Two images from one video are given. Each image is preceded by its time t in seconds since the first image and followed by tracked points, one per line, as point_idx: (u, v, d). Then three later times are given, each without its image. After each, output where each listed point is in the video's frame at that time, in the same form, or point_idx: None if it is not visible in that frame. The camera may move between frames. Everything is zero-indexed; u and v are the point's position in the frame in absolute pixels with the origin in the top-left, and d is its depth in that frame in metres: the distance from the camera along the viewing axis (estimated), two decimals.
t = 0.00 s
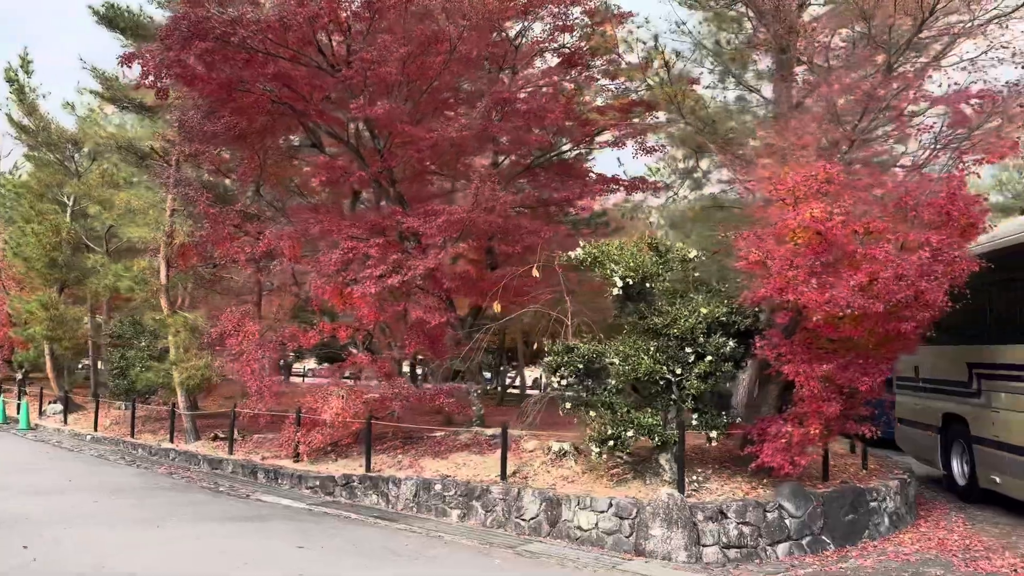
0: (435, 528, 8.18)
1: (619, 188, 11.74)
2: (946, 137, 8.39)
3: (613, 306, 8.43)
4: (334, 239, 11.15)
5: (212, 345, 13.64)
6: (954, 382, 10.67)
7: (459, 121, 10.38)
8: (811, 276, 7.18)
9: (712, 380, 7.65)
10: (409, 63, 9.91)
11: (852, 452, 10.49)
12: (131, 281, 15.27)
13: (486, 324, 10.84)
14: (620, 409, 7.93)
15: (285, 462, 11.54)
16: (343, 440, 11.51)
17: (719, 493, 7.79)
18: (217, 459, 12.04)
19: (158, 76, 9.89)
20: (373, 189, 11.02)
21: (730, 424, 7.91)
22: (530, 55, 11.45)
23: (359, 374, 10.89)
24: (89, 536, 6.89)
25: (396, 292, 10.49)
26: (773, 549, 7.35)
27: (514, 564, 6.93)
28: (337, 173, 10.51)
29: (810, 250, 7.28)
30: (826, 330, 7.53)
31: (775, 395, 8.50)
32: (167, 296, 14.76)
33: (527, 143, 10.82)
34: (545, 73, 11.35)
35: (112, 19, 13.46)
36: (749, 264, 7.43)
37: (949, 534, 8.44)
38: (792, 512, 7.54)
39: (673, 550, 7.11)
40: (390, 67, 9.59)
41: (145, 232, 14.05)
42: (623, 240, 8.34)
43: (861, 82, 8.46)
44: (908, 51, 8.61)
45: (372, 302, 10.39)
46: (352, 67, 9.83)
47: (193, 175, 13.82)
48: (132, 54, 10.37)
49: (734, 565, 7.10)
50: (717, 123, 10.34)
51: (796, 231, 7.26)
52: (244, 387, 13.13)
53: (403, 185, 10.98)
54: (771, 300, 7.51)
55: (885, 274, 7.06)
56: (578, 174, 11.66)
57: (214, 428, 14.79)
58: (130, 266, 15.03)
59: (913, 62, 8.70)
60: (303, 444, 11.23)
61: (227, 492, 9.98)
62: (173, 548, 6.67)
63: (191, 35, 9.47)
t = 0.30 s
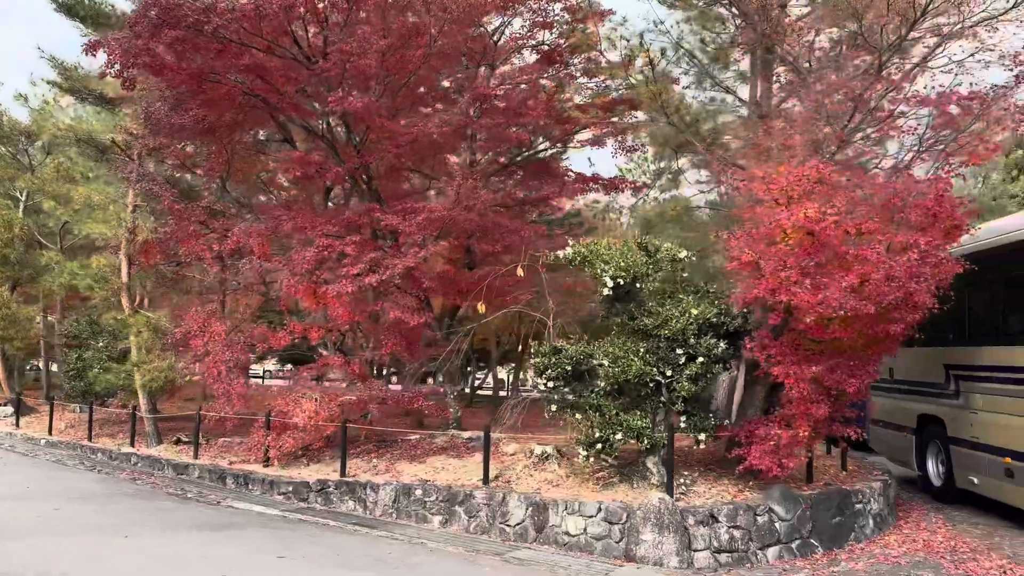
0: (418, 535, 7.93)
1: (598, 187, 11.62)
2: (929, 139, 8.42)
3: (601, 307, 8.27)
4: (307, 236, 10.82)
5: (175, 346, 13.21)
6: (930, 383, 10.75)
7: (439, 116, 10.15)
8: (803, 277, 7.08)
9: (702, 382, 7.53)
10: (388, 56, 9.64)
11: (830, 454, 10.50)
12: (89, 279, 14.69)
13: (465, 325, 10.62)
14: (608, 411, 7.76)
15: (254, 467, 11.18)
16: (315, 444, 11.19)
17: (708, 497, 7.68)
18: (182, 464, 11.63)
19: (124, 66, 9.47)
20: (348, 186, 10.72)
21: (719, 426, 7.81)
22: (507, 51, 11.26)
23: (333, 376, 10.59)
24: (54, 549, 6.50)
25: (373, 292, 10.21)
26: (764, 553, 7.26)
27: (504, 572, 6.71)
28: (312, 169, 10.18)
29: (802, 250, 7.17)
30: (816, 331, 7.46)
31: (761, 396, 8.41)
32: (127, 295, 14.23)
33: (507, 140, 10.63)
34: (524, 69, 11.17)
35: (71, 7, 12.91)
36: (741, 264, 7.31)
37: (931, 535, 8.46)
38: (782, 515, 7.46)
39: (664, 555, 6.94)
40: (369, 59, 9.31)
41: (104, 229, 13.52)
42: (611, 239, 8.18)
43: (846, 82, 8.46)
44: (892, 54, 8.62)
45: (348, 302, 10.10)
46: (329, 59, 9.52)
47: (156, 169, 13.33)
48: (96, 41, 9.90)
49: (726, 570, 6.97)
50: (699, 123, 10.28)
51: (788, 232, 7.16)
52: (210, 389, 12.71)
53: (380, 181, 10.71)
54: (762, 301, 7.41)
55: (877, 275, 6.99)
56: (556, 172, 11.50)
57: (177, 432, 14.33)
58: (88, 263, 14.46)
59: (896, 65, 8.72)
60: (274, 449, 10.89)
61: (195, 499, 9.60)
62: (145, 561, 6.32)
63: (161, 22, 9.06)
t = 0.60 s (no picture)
0: (407, 544, 7.66)
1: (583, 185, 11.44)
2: (922, 139, 8.38)
3: (595, 307, 8.05)
4: (286, 234, 10.47)
5: (144, 347, 12.74)
6: (916, 385, 10.73)
7: (424, 111, 9.88)
8: (805, 277, 6.92)
9: (702, 384, 7.35)
10: (373, 48, 9.34)
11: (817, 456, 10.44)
12: (51, 277, 14.11)
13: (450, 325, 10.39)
14: (603, 414, 7.55)
15: (229, 473, 10.79)
16: (292, 449, 10.85)
17: (705, 501, 7.52)
18: (153, 470, 11.19)
19: (95, 53, 9.05)
20: (329, 183, 10.39)
21: (715, 429, 7.64)
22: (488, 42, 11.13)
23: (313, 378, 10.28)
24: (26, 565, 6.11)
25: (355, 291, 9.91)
26: (764, 559, 7.11)
27: None
28: (293, 164, 9.84)
29: (803, 250, 7.01)
30: (816, 332, 7.30)
31: (757, 398, 8.22)
32: (92, 294, 13.70)
33: (493, 136, 10.39)
34: (510, 64, 10.95)
35: None
36: (741, 264, 7.14)
37: (924, 537, 8.42)
38: (781, 520, 7.33)
39: (665, 562, 6.76)
40: (355, 51, 9.00)
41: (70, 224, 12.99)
42: (607, 237, 7.97)
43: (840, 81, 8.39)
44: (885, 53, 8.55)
45: (330, 302, 9.78)
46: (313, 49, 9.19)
47: (125, 163, 12.84)
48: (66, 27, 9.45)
49: None
50: (689, 121, 10.16)
51: (790, 231, 7.00)
52: (182, 391, 12.27)
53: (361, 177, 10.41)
54: (763, 302, 7.25)
55: (878, 275, 6.85)
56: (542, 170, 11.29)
57: (144, 435, 13.83)
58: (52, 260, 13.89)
59: (889, 64, 8.66)
60: (250, 453, 10.52)
61: (170, 508, 9.21)
62: None
63: (137, 8, 8.65)
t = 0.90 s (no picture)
0: (406, 551, 7.41)
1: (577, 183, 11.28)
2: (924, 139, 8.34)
3: (600, 307, 7.88)
4: (273, 230, 10.16)
5: (122, 347, 12.33)
6: (911, 386, 10.71)
7: (419, 106, 9.65)
8: (817, 276, 6.78)
9: (711, 385, 7.20)
10: (368, 40, 9.10)
11: (813, 457, 10.38)
12: (23, 275, 13.64)
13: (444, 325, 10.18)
14: (609, 417, 7.36)
15: (213, 477, 10.46)
16: (279, 452, 10.54)
17: (713, 505, 7.37)
18: (134, 474, 10.81)
19: (78, 41, 8.69)
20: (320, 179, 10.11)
21: (722, 431, 7.50)
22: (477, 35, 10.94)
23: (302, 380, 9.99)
24: None
25: (346, 290, 9.65)
26: (774, 563, 6.98)
27: None
28: (282, 159, 9.54)
29: (814, 249, 6.88)
30: (826, 332, 7.17)
31: (760, 399, 8.13)
32: (67, 292, 13.24)
33: (488, 132, 10.19)
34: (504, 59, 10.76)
35: None
36: (752, 263, 6.99)
37: (927, 540, 8.35)
38: (791, 523, 7.21)
39: (676, 568, 6.53)
40: (350, 42, 8.76)
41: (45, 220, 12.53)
42: (613, 236, 7.81)
43: (842, 80, 8.30)
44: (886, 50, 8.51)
45: (322, 301, 9.49)
46: (306, 40, 8.93)
47: (103, 157, 12.43)
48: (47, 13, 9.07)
49: None
50: (687, 119, 10.05)
51: (802, 229, 6.86)
52: (162, 393, 11.90)
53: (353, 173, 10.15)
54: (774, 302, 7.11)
55: (890, 275, 6.71)
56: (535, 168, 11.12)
57: (121, 438, 13.41)
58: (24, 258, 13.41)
59: (891, 63, 8.62)
60: (236, 457, 10.20)
61: (155, 514, 8.87)
62: None
63: None
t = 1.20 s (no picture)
0: (413, 562, 7.17)
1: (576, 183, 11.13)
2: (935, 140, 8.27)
3: (611, 310, 7.68)
4: (268, 229, 9.88)
5: (107, 349, 11.96)
6: (914, 390, 10.63)
7: (420, 103, 9.44)
8: (838, 279, 6.63)
9: (727, 391, 7.03)
10: (370, 34, 8.88)
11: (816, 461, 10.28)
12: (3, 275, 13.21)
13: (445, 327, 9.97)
14: (623, 423, 7.15)
15: (204, 484, 10.15)
16: (272, 458, 10.25)
17: (728, 512, 7.21)
18: (121, 481, 10.47)
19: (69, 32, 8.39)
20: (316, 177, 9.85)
21: (736, 437, 7.34)
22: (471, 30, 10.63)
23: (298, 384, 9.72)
24: None
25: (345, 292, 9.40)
26: (792, 572, 6.83)
27: None
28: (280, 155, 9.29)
29: (834, 251, 6.73)
30: (843, 336, 7.03)
31: (772, 404, 8.02)
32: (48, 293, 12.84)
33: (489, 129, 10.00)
34: (504, 56, 10.58)
35: None
36: (771, 264, 6.83)
37: (939, 545, 8.25)
38: (808, 531, 7.07)
39: None
40: (351, 36, 8.53)
41: (27, 218, 12.14)
42: (625, 237, 7.62)
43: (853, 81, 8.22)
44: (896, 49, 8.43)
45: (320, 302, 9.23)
46: (306, 34, 8.69)
47: (87, 154, 12.07)
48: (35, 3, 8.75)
49: None
50: (691, 119, 9.92)
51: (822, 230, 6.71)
52: (149, 397, 11.56)
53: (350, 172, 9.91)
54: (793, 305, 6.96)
55: (909, 278, 6.56)
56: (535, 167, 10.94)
57: (104, 444, 13.02)
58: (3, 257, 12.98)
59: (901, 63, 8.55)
60: (228, 463, 9.90)
61: (147, 523, 8.56)
62: None
63: None
